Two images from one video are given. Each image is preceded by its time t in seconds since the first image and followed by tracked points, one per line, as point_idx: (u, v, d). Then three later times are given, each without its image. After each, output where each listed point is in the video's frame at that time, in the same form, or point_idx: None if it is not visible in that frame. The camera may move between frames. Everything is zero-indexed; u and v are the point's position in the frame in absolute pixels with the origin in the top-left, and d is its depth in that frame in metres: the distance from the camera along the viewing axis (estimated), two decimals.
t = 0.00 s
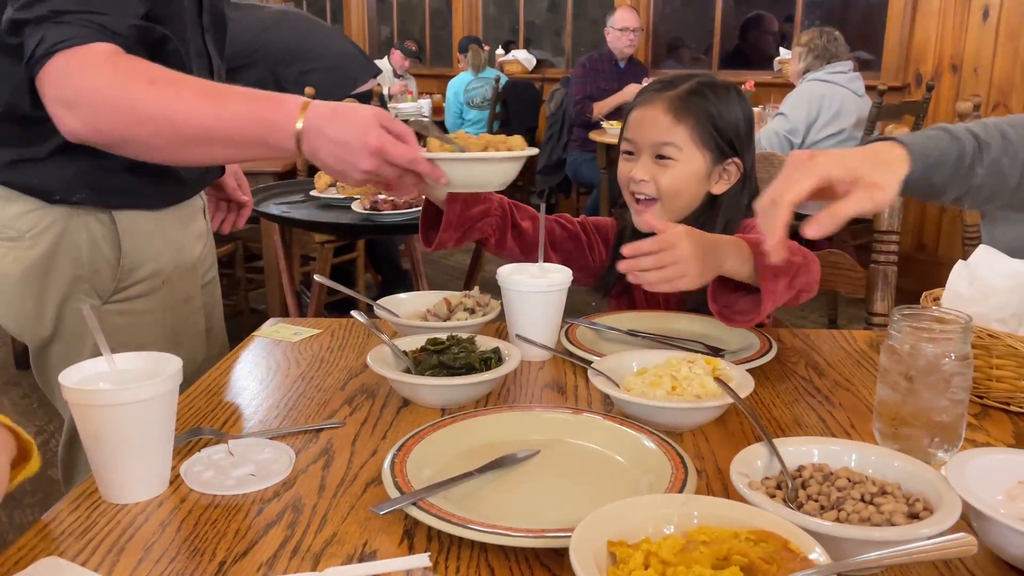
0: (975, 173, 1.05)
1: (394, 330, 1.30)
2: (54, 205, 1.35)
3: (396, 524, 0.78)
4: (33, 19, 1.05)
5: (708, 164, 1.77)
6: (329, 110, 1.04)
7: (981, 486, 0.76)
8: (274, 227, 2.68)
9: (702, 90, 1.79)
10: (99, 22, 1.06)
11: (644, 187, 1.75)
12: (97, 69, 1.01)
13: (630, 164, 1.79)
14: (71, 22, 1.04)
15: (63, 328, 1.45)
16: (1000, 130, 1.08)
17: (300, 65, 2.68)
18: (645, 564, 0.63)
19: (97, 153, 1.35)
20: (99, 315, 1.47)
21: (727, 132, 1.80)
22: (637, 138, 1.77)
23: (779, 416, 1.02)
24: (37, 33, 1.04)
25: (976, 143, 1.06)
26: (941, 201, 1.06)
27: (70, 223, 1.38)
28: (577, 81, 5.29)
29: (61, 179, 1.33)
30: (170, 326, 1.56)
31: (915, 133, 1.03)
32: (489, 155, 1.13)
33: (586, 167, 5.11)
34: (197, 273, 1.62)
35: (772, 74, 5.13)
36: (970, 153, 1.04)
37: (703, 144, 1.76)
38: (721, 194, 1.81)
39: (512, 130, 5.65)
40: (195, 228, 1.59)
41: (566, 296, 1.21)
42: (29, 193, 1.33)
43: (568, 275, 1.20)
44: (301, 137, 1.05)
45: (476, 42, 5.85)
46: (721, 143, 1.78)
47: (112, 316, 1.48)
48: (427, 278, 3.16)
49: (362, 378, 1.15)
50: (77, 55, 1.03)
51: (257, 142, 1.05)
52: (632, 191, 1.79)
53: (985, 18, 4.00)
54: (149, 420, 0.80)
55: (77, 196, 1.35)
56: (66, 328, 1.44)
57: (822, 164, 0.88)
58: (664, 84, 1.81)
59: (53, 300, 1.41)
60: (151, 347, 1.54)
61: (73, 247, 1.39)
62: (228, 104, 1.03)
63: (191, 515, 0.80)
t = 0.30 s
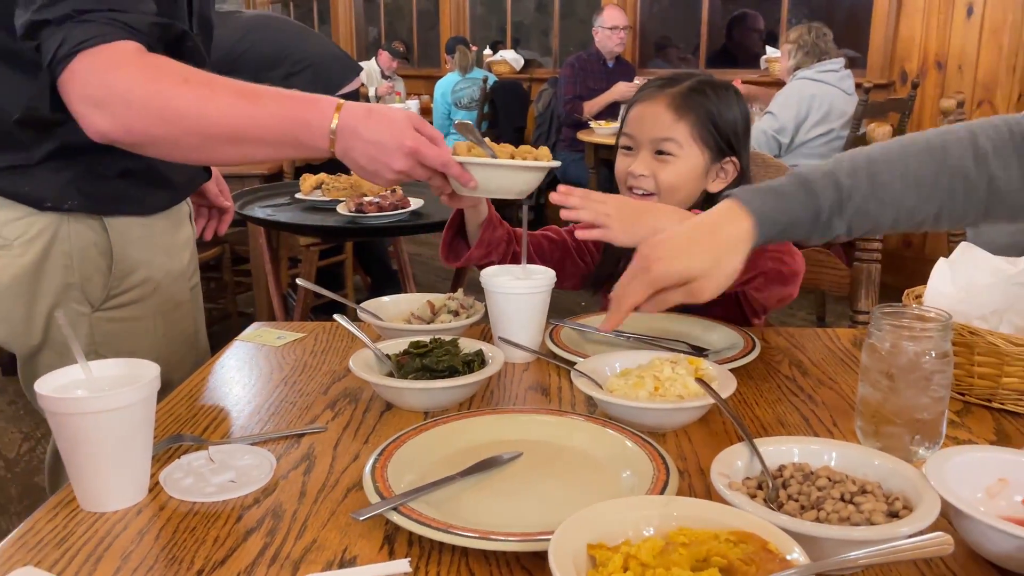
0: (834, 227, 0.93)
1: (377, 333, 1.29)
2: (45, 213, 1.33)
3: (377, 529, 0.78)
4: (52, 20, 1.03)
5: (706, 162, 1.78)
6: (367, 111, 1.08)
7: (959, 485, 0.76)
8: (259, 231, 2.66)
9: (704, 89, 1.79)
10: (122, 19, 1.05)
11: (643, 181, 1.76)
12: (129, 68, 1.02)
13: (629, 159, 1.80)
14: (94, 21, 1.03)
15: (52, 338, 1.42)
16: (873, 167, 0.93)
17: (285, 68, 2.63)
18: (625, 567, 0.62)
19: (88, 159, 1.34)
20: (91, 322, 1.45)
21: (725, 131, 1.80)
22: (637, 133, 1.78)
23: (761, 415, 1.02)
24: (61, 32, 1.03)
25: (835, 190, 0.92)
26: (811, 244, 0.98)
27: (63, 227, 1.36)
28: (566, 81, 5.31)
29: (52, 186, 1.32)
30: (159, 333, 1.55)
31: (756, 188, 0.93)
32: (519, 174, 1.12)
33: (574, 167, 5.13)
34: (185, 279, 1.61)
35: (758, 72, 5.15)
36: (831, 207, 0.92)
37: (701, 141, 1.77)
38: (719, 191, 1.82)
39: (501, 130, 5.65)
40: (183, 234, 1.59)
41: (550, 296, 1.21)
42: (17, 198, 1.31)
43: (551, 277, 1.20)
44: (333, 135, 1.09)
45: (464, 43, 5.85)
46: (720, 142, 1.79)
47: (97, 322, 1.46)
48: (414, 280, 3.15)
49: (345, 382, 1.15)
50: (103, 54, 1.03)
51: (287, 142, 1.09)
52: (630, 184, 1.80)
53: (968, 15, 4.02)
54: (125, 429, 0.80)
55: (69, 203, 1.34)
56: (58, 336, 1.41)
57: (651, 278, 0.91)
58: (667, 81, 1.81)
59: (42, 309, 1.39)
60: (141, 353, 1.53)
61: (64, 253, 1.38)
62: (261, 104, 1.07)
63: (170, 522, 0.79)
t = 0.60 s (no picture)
0: (765, 255, 0.95)
1: (361, 339, 1.29)
2: (29, 219, 1.32)
3: (360, 537, 0.78)
4: (63, 24, 1.02)
5: (696, 163, 1.79)
6: (386, 121, 1.10)
7: (938, 486, 0.76)
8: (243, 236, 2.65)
9: (694, 91, 1.80)
10: (134, 21, 1.05)
11: (635, 182, 1.75)
12: (148, 71, 1.02)
13: (619, 160, 1.79)
14: (106, 23, 1.03)
15: (33, 346, 1.41)
16: (806, 197, 0.94)
17: (274, 68, 2.62)
18: (607, 571, 0.62)
19: (72, 164, 1.33)
20: (75, 329, 1.44)
21: (714, 133, 1.80)
22: (628, 135, 1.77)
23: (743, 418, 1.02)
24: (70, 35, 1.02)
25: (768, 219, 0.95)
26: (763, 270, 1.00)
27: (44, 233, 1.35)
28: (551, 84, 5.30)
29: (36, 192, 1.31)
30: (142, 340, 1.54)
31: (693, 218, 0.99)
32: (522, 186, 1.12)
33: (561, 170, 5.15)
34: (169, 285, 1.60)
35: (742, 75, 5.18)
36: (761, 236, 0.95)
37: (692, 144, 1.77)
38: (708, 193, 1.84)
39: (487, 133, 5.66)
40: (167, 240, 1.58)
41: (534, 300, 1.21)
42: None
43: (535, 281, 1.20)
44: (354, 144, 1.10)
45: (450, 46, 5.84)
46: (710, 144, 1.80)
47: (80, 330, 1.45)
48: (399, 285, 3.14)
49: (328, 389, 1.14)
50: (122, 56, 1.02)
51: (306, 150, 1.09)
52: (620, 185, 1.79)
53: (950, 18, 4.06)
54: (103, 439, 0.79)
55: (53, 208, 1.33)
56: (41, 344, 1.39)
57: (590, 303, 1.01)
58: (656, 84, 1.81)
59: (22, 317, 1.37)
60: (125, 361, 1.52)
61: (47, 260, 1.36)
62: (281, 111, 1.07)
63: (150, 532, 0.78)
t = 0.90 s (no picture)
0: (756, 262, 0.97)
1: (343, 346, 1.28)
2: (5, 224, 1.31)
3: (340, 546, 0.77)
4: (96, 19, 1.04)
5: (689, 170, 1.80)
6: (421, 129, 1.11)
7: (914, 490, 0.77)
8: (225, 242, 2.64)
9: (678, 101, 1.81)
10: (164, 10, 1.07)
11: (633, 199, 1.74)
12: (194, 56, 1.03)
13: (614, 178, 1.78)
14: (138, 11, 1.04)
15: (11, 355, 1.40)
16: (796, 204, 0.95)
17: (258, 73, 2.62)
18: None
19: (52, 170, 1.32)
20: (52, 334, 1.43)
21: (700, 138, 1.81)
22: (620, 151, 1.76)
23: (725, 424, 1.03)
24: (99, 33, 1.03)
25: (758, 227, 0.97)
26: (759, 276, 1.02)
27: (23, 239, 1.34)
28: (534, 90, 5.30)
29: (15, 198, 1.30)
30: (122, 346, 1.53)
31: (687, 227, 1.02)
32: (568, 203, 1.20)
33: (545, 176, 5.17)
34: (148, 291, 1.59)
35: (725, 81, 5.22)
36: (752, 243, 0.97)
37: (683, 153, 1.78)
38: (701, 197, 1.86)
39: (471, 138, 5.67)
40: (145, 246, 1.57)
41: (517, 307, 1.22)
42: None
43: (517, 287, 1.20)
44: (392, 149, 1.11)
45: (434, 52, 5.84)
46: (699, 150, 1.81)
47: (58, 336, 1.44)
48: (383, 291, 3.14)
49: (310, 396, 1.14)
50: (160, 44, 1.03)
51: (346, 149, 1.09)
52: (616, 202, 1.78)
53: (929, 24, 4.12)
54: (81, 449, 0.78)
55: (31, 213, 1.32)
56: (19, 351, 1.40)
57: (585, 314, 1.02)
58: (640, 96, 1.81)
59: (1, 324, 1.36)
60: (105, 367, 1.51)
61: (24, 266, 1.36)
62: (322, 104, 1.07)
63: (128, 543, 0.78)
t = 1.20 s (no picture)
0: (775, 263, 0.95)
1: (320, 354, 1.28)
2: None
3: (314, 556, 0.77)
4: (48, 24, 1.07)
5: (682, 193, 1.82)
6: (358, 103, 1.08)
7: (886, 493, 0.78)
8: (203, 248, 2.62)
9: (662, 126, 1.81)
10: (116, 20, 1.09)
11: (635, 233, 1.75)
12: (134, 64, 1.03)
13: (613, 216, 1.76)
14: (89, 22, 1.07)
15: None
16: (806, 206, 0.95)
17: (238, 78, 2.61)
18: None
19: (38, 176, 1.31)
20: (41, 337, 1.42)
21: (682, 148, 1.82)
22: (620, 190, 1.74)
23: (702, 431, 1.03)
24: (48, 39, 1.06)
25: (774, 229, 0.96)
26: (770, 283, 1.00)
27: None
28: (516, 96, 5.34)
29: (3, 201, 1.30)
30: (107, 351, 1.51)
31: (700, 236, 1.00)
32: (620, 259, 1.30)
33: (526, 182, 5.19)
34: (134, 294, 1.58)
35: (704, 89, 5.21)
36: (769, 244, 0.95)
37: (674, 174, 1.79)
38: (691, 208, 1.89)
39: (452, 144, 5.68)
40: (129, 248, 1.55)
41: (495, 314, 1.21)
42: None
43: (496, 294, 1.20)
44: (333, 127, 1.08)
45: (416, 58, 5.84)
46: (688, 164, 1.83)
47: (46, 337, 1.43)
48: (363, 297, 3.12)
49: (286, 405, 1.13)
50: (104, 55, 1.04)
51: (290, 138, 1.08)
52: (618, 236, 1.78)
53: (904, 33, 4.19)
54: (51, 458, 0.77)
55: (20, 217, 1.33)
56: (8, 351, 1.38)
57: (612, 330, 1.00)
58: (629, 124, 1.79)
59: None
60: (94, 371, 1.49)
61: (11, 268, 1.35)
62: (261, 97, 1.07)
63: (98, 554, 0.77)
